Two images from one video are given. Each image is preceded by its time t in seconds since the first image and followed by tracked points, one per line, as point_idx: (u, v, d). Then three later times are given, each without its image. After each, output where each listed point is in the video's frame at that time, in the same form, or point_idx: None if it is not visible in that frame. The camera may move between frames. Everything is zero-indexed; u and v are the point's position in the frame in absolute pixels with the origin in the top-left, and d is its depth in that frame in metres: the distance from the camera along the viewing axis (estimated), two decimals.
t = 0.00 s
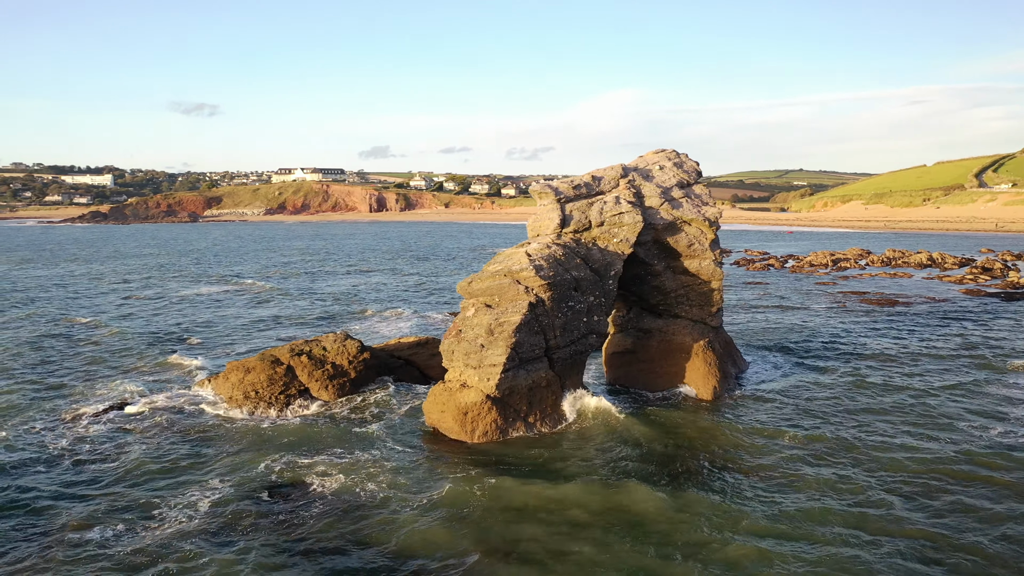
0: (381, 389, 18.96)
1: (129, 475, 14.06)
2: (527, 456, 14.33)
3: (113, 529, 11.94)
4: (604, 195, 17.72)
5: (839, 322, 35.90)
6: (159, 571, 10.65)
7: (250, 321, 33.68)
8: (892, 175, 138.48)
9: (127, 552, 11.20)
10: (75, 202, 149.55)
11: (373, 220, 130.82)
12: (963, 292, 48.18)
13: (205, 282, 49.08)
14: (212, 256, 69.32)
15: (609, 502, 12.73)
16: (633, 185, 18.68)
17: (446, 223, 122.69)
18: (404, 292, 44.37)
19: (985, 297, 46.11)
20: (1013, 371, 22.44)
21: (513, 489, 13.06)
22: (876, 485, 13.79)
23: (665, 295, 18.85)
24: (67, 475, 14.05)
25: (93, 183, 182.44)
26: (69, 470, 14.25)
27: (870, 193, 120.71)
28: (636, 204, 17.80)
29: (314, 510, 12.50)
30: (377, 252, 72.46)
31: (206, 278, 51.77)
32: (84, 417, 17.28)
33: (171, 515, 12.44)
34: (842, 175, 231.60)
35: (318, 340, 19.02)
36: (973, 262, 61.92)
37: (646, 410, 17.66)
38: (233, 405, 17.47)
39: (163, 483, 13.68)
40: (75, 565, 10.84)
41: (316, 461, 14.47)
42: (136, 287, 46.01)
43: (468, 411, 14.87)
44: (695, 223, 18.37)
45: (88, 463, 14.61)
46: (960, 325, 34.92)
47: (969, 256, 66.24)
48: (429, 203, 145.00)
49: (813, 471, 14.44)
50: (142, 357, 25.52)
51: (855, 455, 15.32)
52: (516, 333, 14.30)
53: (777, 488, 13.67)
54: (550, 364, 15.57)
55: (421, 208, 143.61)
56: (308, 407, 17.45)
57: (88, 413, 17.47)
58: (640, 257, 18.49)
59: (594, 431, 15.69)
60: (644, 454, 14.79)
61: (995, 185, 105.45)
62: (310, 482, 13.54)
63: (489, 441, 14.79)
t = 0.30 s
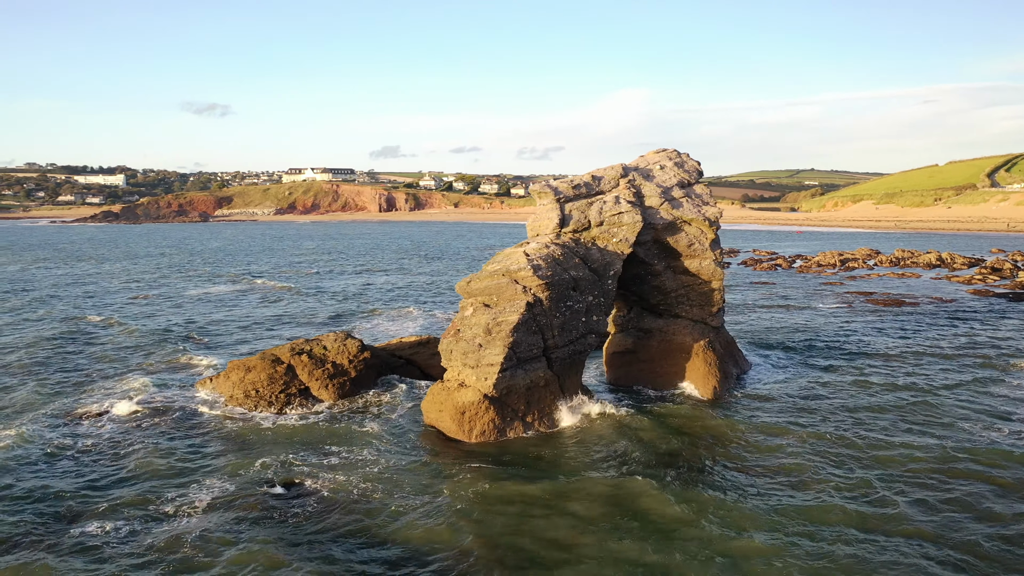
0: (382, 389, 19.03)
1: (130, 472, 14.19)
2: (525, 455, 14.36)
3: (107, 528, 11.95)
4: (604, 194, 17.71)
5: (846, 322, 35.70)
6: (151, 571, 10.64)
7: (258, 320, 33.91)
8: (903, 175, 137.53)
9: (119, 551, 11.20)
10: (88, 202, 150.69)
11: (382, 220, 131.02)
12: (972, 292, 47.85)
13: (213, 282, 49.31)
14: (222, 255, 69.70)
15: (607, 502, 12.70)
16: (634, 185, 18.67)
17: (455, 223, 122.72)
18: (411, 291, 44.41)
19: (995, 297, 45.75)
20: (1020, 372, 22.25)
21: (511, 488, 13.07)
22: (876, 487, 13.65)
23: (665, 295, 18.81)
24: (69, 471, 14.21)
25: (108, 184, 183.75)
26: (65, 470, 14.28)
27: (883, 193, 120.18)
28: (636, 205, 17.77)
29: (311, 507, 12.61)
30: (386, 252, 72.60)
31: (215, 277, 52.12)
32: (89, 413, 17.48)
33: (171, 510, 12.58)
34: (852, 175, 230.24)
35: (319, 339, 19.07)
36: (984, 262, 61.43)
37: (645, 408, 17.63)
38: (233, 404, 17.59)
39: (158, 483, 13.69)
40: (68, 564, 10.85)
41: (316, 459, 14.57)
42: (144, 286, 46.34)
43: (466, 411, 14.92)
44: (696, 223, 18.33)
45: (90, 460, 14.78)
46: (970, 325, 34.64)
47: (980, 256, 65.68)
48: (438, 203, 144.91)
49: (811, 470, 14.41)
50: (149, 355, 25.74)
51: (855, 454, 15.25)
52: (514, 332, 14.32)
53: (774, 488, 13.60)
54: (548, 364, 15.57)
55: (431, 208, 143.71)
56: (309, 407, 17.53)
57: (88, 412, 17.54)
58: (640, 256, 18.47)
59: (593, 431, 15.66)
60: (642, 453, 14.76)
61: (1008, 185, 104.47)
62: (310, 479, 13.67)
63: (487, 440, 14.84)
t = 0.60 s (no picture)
0: (382, 388, 19.10)
1: (131, 469, 14.33)
2: (522, 455, 14.37)
3: (100, 527, 11.99)
4: (603, 194, 17.70)
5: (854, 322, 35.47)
6: (142, 568, 10.68)
7: (266, 318, 34.09)
8: (916, 175, 136.47)
9: (112, 549, 11.23)
10: (102, 202, 151.81)
11: (392, 220, 131.12)
12: (984, 292, 47.34)
13: (222, 281, 49.56)
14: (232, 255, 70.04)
15: (603, 500, 12.71)
16: (634, 184, 18.65)
17: (466, 223, 122.69)
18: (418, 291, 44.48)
19: (1007, 298, 45.29)
20: None
21: (508, 487, 13.12)
22: (875, 487, 13.52)
23: (665, 294, 18.78)
24: (72, 468, 14.36)
25: (122, 184, 185.10)
26: (65, 467, 14.40)
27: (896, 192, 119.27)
28: (636, 204, 17.75)
29: (308, 505, 12.68)
30: (395, 252, 72.70)
31: (224, 276, 52.41)
32: (94, 411, 17.65)
33: (169, 508, 12.69)
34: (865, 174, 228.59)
35: (320, 338, 19.14)
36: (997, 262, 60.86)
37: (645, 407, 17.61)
38: (234, 402, 17.72)
39: (153, 482, 13.74)
40: (61, 561, 10.89)
41: (316, 458, 14.65)
42: (154, 285, 46.69)
43: (464, 410, 14.96)
44: (696, 222, 18.29)
45: (94, 457, 14.94)
46: (980, 326, 34.32)
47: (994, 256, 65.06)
48: (449, 202, 144.79)
49: (810, 468, 14.36)
50: (156, 353, 25.95)
51: (855, 453, 15.18)
52: (511, 332, 14.35)
53: (773, 489, 13.44)
54: (546, 364, 15.58)
55: (441, 207, 143.76)
56: (309, 405, 17.62)
57: (92, 410, 17.68)
58: (639, 256, 18.45)
59: (591, 431, 15.65)
60: (641, 452, 14.73)
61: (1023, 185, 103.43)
62: (307, 478, 13.72)
63: (485, 439, 14.87)
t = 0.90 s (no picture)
0: (382, 387, 19.17)
1: (134, 465, 14.53)
2: (519, 453, 14.39)
3: (99, 522, 12.11)
4: (602, 193, 17.71)
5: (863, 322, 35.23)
6: (137, 562, 10.81)
7: (274, 317, 34.28)
8: (930, 175, 135.34)
9: (109, 544, 11.34)
10: (116, 201, 153.05)
11: (403, 220, 131.29)
12: (997, 292, 46.89)
13: (232, 280, 49.88)
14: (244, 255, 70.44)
15: (599, 498, 12.72)
16: (634, 184, 18.65)
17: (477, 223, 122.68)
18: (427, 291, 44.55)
19: (1021, 298, 44.78)
20: None
21: (504, 485, 13.15)
22: (876, 487, 13.43)
23: (665, 294, 18.75)
24: (75, 462, 14.56)
25: (136, 183, 186.60)
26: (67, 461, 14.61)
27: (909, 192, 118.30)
28: (635, 204, 17.74)
29: (304, 501, 12.79)
30: (406, 251, 72.81)
31: (235, 275, 52.74)
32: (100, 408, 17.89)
33: (167, 502, 12.85)
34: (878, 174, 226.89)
35: (320, 338, 19.24)
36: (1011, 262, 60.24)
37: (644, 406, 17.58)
38: (235, 401, 17.87)
39: (153, 478, 13.88)
40: (59, 554, 11.05)
41: (315, 455, 14.76)
42: (165, 284, 47.10)
43: (461, 410, 15.04)
44: (696, 222, 18.25)
45: (97, 452, 15.15)
46: (992, 326, 34.02)
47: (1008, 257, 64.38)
48: (461, 202, 144.78)
49: (808, 467, 14.31)
50: (165, 351, 26.20)
51: (855, 452, 15.12)
52: (508, 331, 14.39)
53: (771, 487, 13.40)
54: (544, 363, 15.60)
55: (453, 207, 143.87)
56: (309, 404, 17.72)
57: (97, 407, 17.91)
58: (639, 256, 18.44)
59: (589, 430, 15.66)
60: (639, 451, 14.73)
61: None
62: (305, 475, 13.83)
63: (482, 439, 14.91)
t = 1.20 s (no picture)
0: (383, 386, 19.25)
1: (136, 461, 14.72)
2: (516, 451, 14.43)
3: (98, 517, 12.30)
4: (602, 193, 17.72)
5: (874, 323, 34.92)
6: (132, 557, 10.97)
7: (284, 316, 34.49)
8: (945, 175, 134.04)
9: (107, 539, 11.51)
10: (132, 201, 154.46)
11: (416, 220, 131.45)
12: (1012, 292, 46.36)
13: (243, 279, 50.18)
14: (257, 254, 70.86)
15: (595, 497, 12.74)
16: (634, 183, 18.65)
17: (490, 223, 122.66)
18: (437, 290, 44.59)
19: None
20: None
21: (501, 482, 13.20)
22: (873, 486, 13.37)
23: (665, 294, 18.72)
24: (79, 458, 14.81)
25: (152, 183, 188.24)
26: (71, 457, 14.84)
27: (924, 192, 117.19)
28: (635, 203, 17.74)
29: (301, 498, 12.90)
30: (418, 251, 72.93)
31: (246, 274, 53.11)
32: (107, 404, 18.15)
33: (166, 498, 13.02)
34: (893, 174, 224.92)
35: (321, 337, 19.33)
36: None
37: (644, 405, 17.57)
38: (236, 399, 18.03)
39: (154, 474, 14.08)
40: (57, 548, 11.25)
41: (313, 454, 14.86)
42: (177, 283, 47.52)
43: (458, 409, 15.14)
44: (695, 222, 18.20)
45: (101, 448, 15.38)
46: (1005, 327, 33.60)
47: None
48: (473, 202, 144.85)
49: (806, 466, 14.26)
50: (174, 349, 26.46)
51: (853, 451, 15.06)
52: (504, 331, 14.44)
53: (769, 486, 13.35)
54: (542, 363, 15.62)
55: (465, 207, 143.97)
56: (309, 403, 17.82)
57: (103, 403, 18.16)
58: (639, 256, 18.43)
59: (587, 430, 15.69)
60: (637, 450, 14.71)
61: None
62: (302, 472, 13.94)
63: (479, 438, 14.98)
